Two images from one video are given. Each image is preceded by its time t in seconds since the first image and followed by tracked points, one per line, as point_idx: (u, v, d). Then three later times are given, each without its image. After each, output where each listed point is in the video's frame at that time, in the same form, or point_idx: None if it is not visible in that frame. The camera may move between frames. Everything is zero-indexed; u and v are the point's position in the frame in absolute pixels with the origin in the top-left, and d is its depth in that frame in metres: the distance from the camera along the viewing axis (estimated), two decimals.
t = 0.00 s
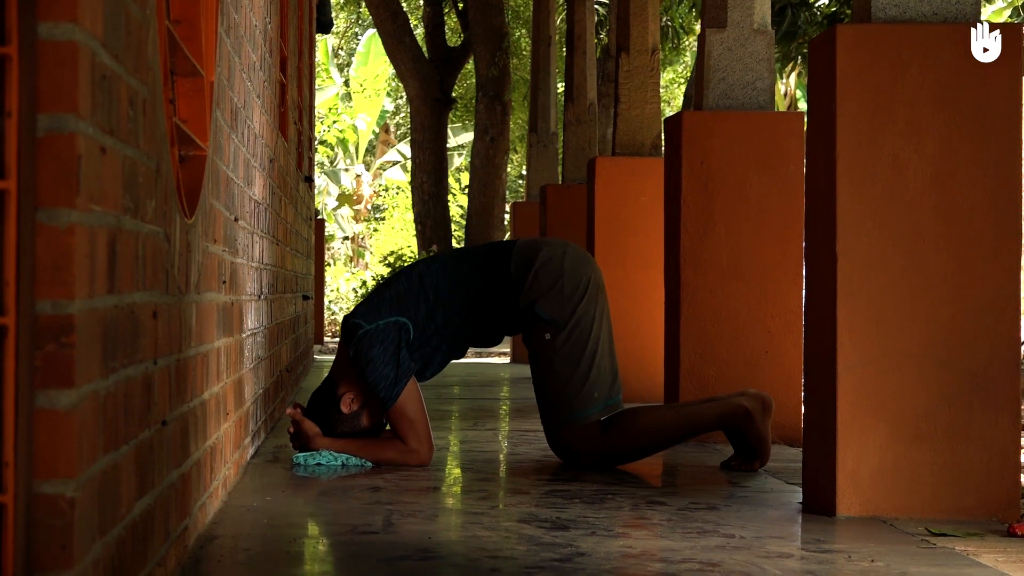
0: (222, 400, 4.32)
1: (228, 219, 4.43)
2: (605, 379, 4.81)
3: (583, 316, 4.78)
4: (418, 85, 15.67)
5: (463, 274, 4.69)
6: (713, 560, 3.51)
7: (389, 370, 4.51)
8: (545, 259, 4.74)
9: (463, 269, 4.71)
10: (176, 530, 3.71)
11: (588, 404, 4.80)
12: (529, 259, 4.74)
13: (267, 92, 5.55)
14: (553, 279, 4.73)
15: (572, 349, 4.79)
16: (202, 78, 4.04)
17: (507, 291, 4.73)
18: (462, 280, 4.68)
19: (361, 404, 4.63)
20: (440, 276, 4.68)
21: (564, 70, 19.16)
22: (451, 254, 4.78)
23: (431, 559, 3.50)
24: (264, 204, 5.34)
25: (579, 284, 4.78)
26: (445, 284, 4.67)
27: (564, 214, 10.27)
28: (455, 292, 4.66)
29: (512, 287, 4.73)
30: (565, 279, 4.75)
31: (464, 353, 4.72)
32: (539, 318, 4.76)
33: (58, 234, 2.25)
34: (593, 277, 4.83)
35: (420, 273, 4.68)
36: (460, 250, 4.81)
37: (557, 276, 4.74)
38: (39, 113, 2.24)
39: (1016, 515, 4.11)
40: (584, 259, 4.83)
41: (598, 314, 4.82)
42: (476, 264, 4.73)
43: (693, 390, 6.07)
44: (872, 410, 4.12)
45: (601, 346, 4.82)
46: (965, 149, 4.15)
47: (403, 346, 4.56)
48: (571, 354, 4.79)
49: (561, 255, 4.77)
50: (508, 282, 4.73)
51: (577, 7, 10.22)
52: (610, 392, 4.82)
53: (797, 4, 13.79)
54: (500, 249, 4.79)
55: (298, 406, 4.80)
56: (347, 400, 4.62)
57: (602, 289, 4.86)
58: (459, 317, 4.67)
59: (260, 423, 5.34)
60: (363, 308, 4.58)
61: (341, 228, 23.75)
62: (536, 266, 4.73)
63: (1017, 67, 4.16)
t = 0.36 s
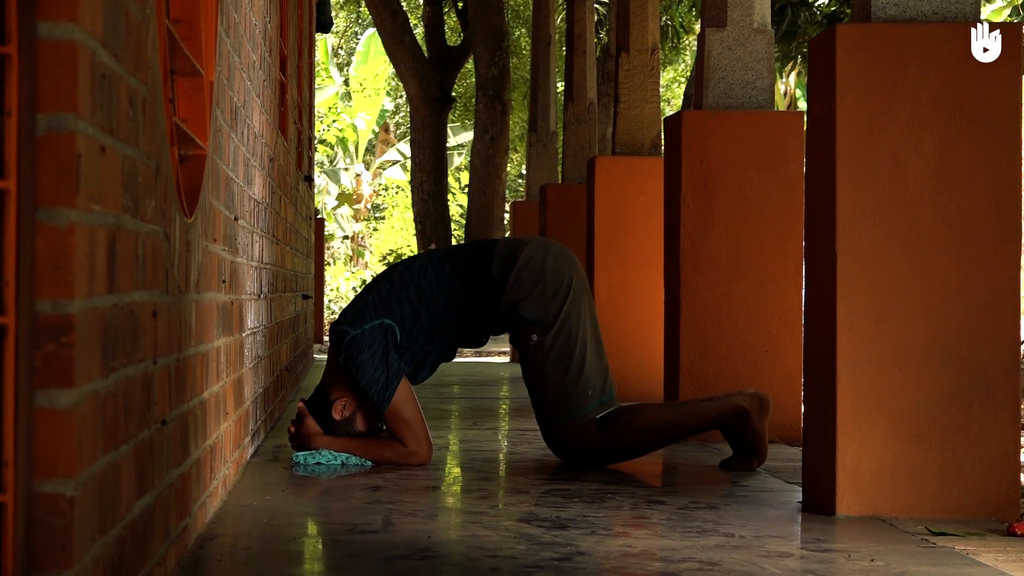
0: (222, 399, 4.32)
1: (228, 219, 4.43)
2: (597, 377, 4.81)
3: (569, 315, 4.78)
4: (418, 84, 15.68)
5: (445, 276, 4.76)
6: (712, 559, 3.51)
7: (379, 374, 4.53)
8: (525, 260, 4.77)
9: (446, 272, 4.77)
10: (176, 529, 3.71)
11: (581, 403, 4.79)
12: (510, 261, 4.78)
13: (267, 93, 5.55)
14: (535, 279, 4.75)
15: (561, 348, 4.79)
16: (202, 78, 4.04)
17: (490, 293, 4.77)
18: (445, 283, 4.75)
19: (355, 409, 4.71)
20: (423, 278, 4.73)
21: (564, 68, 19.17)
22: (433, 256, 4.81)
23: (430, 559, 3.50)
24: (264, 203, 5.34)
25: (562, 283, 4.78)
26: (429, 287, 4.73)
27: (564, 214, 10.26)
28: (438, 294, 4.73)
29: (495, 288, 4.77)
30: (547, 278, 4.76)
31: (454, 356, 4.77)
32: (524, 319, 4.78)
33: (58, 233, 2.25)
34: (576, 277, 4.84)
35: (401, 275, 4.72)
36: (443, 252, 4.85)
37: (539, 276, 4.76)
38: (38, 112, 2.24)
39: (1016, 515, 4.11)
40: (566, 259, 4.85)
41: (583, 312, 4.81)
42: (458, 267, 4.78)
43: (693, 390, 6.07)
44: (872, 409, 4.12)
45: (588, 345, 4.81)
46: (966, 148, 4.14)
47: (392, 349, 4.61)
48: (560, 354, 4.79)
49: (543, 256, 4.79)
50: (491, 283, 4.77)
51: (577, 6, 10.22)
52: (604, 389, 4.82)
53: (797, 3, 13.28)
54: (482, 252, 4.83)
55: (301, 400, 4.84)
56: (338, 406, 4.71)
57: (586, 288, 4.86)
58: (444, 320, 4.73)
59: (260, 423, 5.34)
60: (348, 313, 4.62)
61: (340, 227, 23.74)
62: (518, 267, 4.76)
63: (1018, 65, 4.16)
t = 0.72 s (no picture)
0: (216, 400, 4.23)
1: (222, 215, 4.34)
2: (589, 313, 4.60)
3: (547, 253, 4.52)
4: (417, 79, 15.59)
5: (417, 248, 4.65)
6: (717, 563, 3.43)
7: (376, 372, 4.48)
8: (491, 210, 4.56)
9: (418, 245, 4.66)
10: (169, 532, 3.63)
11: (578, 341, 4.57)
12: (474, 215, 4.59)
13: (261, 87, 5.46)
14: (504, 226, 4.54)
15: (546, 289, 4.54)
16: (196, 72, 3.93)
17: (463, 258, 4.62)
18: (417, 254, 4.64)
19: (353, 407, 4.64)
20: (399, 256, 4.65)
21: (564, 62, 19.12)
22: (404, 230, 4.71)
23: (428, 562, 3.42)
24: (258, 200, 5.24)
25: (533, 225, 4.54)
26: (406, 266, 4.64)
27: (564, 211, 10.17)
28: (418, 272, 4.63)
29: (466, 247, 4.60)
30: (516, 223, 4.54)
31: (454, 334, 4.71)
32: (502, 268, 4.53)
33: (48, 230, 2.17)
34: (549, 217, 4.59)
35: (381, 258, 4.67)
36: (411, 225, 4.74)
37: (507, 222, 4.54)
38: (28, 106, 2.15)
39: None
40: (534, 200, 4.62)
41: (561, 247, 4.56)
42: (426, 236, 4.66)
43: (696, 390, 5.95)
44: (879, 410, 4.04)
45: (572, 282, 4.57)
46: (971, 146, 4.06)
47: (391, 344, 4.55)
48: (547, 296, 4.55)
49: (507, 202, 4.57)
50: (461, 246, 4.61)
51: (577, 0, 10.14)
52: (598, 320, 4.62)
53: None
54: (446, 215, 4.66)
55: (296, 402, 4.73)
56: (335, 409, 4.64)
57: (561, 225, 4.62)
58: (431, 304, 4.64)
59: (254, 424, 5.24)
60: (337, 314, 4.54)
61: (337, 225, 23.64)
62: (483, 218, 4.56)
63: (1020, 65, 4.07)
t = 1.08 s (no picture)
0: (204, 405, 4.07)
1: (209, 212, 4.16)
2: (564, 246, 4.53)
3: (506, 196, 4.45)
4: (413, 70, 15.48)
5: (377, 230, 4.54)
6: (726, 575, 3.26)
7: (366, 379, 4.37)
8: (438, 170, 4.47)
9: (377, 229, 4.55)
10: (154, 543, 3.46)
11: (563, 273, 4.51)
12: (421, 179, 4.49)
13: (251, 78, 5.29)
14: (456, 181, 4.45)
15: (517, 232, 4.45)
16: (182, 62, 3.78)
17: (425, 230, 4.51)
18: (378, 238, 4.54)
19: (347, 412, 4.53)
20: (362, 243, 4.55)
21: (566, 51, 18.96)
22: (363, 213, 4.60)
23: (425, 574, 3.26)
24: (248, 195, 5.07)
25: (485, 173, 4.45)
26: (371, 257, 4.51)
27: (565, 208, 9.98)
28: (385, 259, 4.51)
29: (423, 214, 4.48)
30: (466, 176, 4.45)
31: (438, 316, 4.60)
32: (466, 225, 4.44)
33: (30, 228, 2.07)
34: (493, 160, 4.51)
35: (344, 252, 4.55)
36: (365, 207, 4.62)
37: (456, 177, 4.46)
38: (9, 98, 2.06)
39: None
40: (475, 148, 4.55)
41: (517, 186, 4.48)
42: (381, 216, 4.56)
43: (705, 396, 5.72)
44: (894, 415, 3.88)
45: (539, 220, 4.48)
46: (982, 144, 3.90)
47: (378, 341, 4.43)
48: (519, 240, 4.46)
49: (451, 160, 4.49)
50: (419, 216, 4.49)
51: None
52: (575, 250, 4.55)
53: None
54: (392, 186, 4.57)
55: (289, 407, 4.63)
56: (328, 413, 4.52)
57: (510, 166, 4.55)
58: (406, 291, 4.50)
59: (244, 430, 5.07)
60: (317, 324, 4.39)
61: (330, 222, 23.38)
62: (432, 179, 4.46)
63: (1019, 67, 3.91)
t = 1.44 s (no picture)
0: (190, 413, 3.91)
1: (196, 213, 4.00)
2: (538, 223, 4.19)
3: (472, 177, 4.17)
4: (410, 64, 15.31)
5: (344, 227, 4.35)
6: None
7: (349, 392, 4.24)
8: (399, 158, 4.23)
9: (343, 229, 4.35)
10: (139, 557, 3.30)
11: (541, 251, 4.17)
12: (383, 170, 4.26)
13: (240, 73, 5.13)
14: (419, 166, 4.20)
15: (486, 214, 4.15)
16: (169, 57, 3.62)
17: (391, 223, 4.28)
18: (343, 238, 4.35)
19: (338, 422, 4.39)
20: (325, 245, 4.37)
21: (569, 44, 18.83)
22: (326, 214, 4.39)
23: None
24: (237, 195, 4.90)
25: (448, 155, 4.19)
26: (337, 257, 4.34)
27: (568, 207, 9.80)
28: (350, 259, 4.33)
29: (390, 205, 4.24)
30: (429, 160, 4.20)
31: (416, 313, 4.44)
32: (434, 212, 4.16)
33: (10, 230, 1.98)
34: (456, 142, 4.25)
35: (313, 257, 4.38)
36: (329, 208, 4.40)
37: (418, 163, 4.20)
38: None
39: None
40: (436, 134, 4.30)
41: (483, 166, 4.20)
42: (345, 215, 4.35)
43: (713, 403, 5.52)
44: (911, 424, 3.72)
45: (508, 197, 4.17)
46: (997, 144, 3.75)
47: (359, 347, 4.30)
48: (491, 222, 4.15)
49: (412, 147, 4.25)
50: (386, 208, 4.26)
51: None
52: (551, 228, 4.21)
53: None
54: (354, 182, 4.35)
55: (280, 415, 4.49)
56: (320, 423, 4.39)
57: (474, 148, 4.28)
58: (381, 289, 4.34)
59: (233, 439, 4.91)
60: (297, 338, 4.28)
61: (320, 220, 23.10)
62: (394, 168, 4.22)
63: (1019, 68, 3.76)
